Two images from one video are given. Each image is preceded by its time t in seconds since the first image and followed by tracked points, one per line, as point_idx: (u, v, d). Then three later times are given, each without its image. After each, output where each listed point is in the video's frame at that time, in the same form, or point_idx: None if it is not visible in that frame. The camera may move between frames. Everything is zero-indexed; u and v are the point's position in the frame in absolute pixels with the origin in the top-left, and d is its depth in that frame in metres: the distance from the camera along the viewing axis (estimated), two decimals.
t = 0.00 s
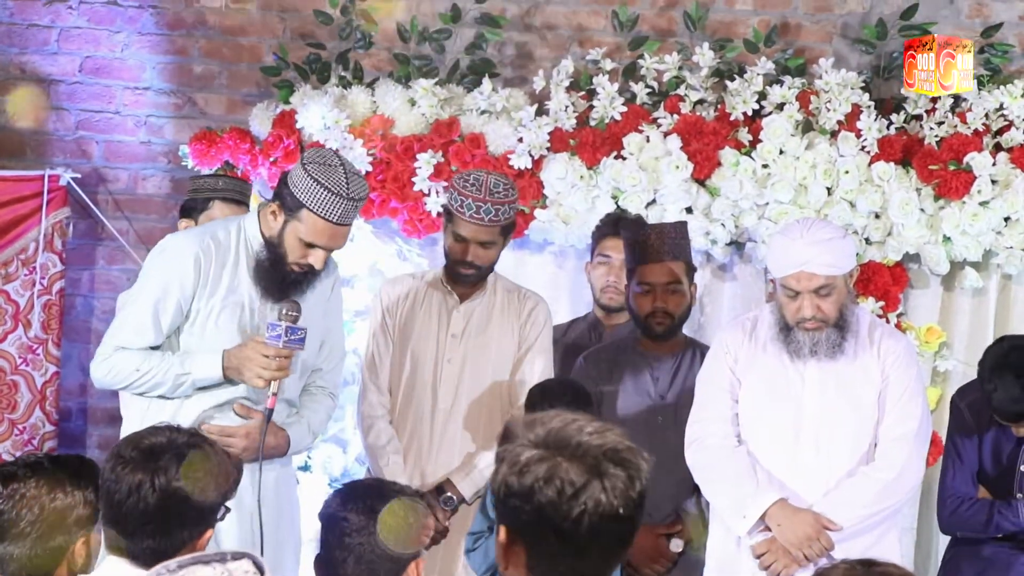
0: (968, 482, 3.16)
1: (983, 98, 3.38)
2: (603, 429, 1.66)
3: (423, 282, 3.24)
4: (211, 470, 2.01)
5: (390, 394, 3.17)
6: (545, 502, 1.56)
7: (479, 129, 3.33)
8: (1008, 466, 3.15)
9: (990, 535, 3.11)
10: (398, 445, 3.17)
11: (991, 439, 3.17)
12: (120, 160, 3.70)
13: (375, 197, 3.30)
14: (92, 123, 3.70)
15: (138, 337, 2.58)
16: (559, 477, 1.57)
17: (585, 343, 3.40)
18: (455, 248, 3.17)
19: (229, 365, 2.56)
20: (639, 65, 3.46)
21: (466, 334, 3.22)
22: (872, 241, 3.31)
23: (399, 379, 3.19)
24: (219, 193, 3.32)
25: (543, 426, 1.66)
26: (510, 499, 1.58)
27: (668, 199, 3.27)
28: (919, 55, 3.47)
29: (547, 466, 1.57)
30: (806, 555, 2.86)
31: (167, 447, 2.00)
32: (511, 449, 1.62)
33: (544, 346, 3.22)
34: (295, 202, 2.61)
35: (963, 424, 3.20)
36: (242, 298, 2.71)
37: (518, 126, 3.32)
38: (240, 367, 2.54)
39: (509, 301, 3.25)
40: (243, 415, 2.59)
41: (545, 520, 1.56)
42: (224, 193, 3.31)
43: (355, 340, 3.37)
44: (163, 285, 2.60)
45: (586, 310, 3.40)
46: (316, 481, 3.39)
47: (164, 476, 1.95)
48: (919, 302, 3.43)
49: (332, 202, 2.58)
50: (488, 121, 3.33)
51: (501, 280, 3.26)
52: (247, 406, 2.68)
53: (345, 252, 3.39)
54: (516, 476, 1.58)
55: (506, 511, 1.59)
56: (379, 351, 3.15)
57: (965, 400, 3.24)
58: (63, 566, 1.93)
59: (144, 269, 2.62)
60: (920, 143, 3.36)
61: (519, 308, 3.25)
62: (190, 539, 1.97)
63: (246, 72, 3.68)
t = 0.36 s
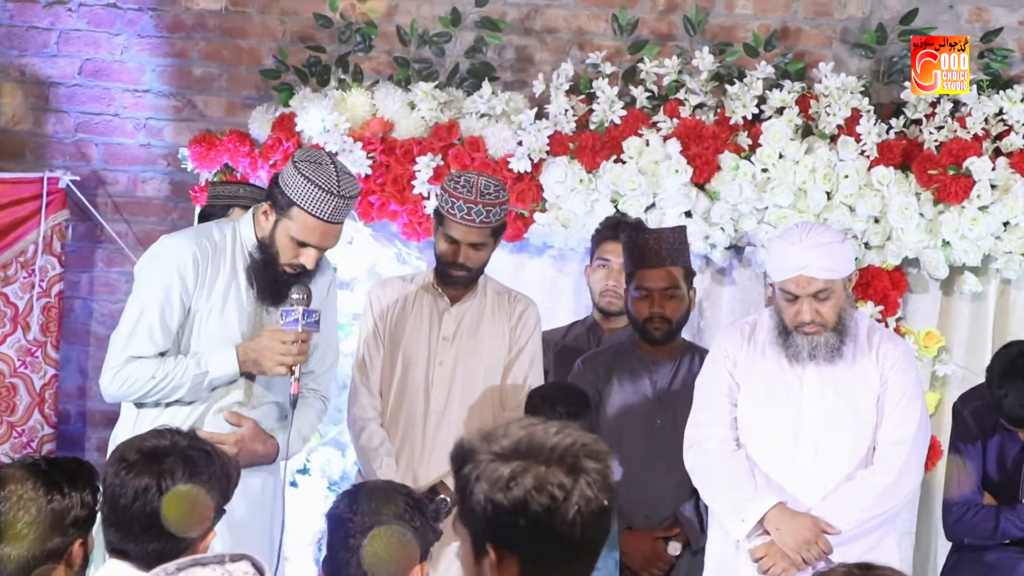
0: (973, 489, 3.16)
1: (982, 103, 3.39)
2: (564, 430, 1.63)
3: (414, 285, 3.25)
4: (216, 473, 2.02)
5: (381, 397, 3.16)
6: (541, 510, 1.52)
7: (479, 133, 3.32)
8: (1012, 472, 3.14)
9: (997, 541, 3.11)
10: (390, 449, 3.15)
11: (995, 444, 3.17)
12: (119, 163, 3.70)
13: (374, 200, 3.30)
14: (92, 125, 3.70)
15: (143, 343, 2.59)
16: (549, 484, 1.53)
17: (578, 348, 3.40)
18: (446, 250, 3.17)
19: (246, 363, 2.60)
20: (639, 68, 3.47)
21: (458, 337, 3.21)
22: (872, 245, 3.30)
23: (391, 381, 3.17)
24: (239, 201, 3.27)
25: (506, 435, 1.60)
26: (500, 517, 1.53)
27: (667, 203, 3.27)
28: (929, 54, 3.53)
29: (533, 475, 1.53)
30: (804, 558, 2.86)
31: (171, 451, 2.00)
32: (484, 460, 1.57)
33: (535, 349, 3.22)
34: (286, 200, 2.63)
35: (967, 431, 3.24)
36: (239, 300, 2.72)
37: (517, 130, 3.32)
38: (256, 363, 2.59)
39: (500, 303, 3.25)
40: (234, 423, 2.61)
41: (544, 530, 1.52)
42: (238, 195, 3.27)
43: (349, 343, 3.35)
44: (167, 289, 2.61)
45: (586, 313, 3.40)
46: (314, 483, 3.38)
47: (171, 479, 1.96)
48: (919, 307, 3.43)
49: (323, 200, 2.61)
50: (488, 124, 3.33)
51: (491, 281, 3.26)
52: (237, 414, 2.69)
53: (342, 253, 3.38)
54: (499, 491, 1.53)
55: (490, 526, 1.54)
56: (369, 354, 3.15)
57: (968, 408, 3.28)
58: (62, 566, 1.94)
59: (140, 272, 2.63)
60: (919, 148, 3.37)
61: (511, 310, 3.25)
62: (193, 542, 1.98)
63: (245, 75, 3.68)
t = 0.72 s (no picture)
0: (977, 493, 3.21)
1: (983, 106, 3.38)
2: (510, 438, 1.46)
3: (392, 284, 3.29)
4: (217, 477, 2.02)
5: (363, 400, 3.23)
6: (519, 527, 1.37)
7: (478, 136, 3.33)
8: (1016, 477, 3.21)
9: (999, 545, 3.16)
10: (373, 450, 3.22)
11: (997, 453, 3.24)
12: (120, 166, 3.70)
13: (375, 203, 3.30)
14: (92, 128, 3.70)
15: (141, 345, 2.66)
16: (525, 499, 1.38)
17: (576, 351, 3.37)
18: (424, 253, 3.21)
19: (242, 349, 2.67)
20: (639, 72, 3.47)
21: (438, 337, 3.26)
22: (871, 248, 3.31)
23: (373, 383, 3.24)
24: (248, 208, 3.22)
25: (465, 452, 1.42)
26: (476, 545, 1.36)
27: (667, 206, 3.27)
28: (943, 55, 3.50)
29: (511, 494, 1.38)
30: (803, 561, 2.86)
31: (171, 454, 2.00)
32: (450, 485, 1.37)
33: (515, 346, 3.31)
34: (274, 195, 2.71)
35: (969, 432, 3.27)
36: (230, 298, 2.78)
37: (517, 134, 3.32)
38: (253, 351, 2.65)
39: (478, 303, 3.30)
40: (221, 424, 2.61)
41: (525, 548, 1.39)
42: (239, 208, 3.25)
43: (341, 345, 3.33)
44: (161, 290, 2.67)
45: (573, 314, 3.37)
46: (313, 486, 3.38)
47: (171, 483, 1.96)
48: (919, 310, 3.42)
49: (311, 196, 2.69)
50: (487, 128, 3.33)
51: (469, 281, 3.31)
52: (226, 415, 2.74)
53: (338, 253, 3.37)
54: (474, 518, 1.35)
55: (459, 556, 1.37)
56: (348, 358, 3.24)
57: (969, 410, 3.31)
58: (61, 569, 1.94)
59: (127, 275, 2.69)
60: (919, 151, 3.38)
61: (489, 310, 3.31)
62: (193, 545, 2.01)
63: (245, 79, 3.68)
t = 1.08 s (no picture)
0: (973, 495, 3.19)
1: (985, 109, 3.39)
2: (473, 454, 1.49)
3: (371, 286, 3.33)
4: (213, 480, 2.02)
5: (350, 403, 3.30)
6: (466, 548, 1.40)
7: (482, 139, 3.32)
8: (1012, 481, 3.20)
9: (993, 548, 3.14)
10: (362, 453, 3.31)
11: (993, 456, 3.24)
12: (123, 170, 3.72)
13: (379, 207, 3.29)
14: (96, 132, 3.71)
15: (129, 343, 2.67)
16: (474, 518, 1.41)
17: (573, 354, 3.37)
18: (402, 255, 3.29)
19: (232, 341, 2.67)
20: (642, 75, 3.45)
21: (421, 340, 3.33)
22: (875, 252, 3.30)
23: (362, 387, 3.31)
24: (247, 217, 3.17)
25: (421, 463, 1.46)
26: (424, 561, 1.41)
27: (670, 209, 3.27)
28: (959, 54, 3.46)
29: (459, 512, 1.41)
30: (806, 563, 2.86)
31: (171, 459, 2.01)
32: (401, 500, 1.42)
33: (497, 344, 3.37)
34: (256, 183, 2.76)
35: (969, 437, 3.28)
36: (216, 291, 2.80)
37: (520, 137, 3.31)
38: (242, 342, 2.67)
39: (458, 304, 3.35)
40: (212, 422, 2.65)
41: (476, 567, 1.41)
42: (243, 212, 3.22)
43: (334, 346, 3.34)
44: (147, 286, 2.69)
45: (561, 316, 3.36)
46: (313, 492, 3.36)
47: (168, 486, 1.97)
48: (922, 313, 3.42)
49: (292, 182, 2.75)
50: (491, 131, 3.32)
51: (446, 281, 3.35)
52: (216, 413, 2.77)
53: (339, 258, 3.34)
54: (422, 536, 1.40)
55: None
56: (333, 361, 3.29)
57: (970, 414, 3.33)
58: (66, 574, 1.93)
59: (113, 275, 2.71)
60: (922, 154, 3.38)
61: (469, 310, 3.36)
62: (190, 548, 2.00)
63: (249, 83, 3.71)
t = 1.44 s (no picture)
0: (984, 501, 3.15)
1: (995, 113, 3.38)
2: (460, 458, 1.50)
3: (363, 288, 3.28)
4: (224, 484, 2.04)
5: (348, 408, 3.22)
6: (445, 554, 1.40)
7: (491, 144, 3.32)
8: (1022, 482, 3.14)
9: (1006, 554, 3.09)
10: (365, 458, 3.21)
11: (1004, 458, 3.17)
12: (133, 174, 3.73)
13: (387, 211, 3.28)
14: (106, 137, 3.72)
15: (122, 342, 2.63)
16: (455, 522, 1.41)
17: (581, 358, 3.36)
18: (397, 264, 3.24)
19: (226, 334, 2.62)
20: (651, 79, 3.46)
21: (417, 343, 3.28)
22: (884, 256, 3.30)
23: (359, 392, 3.23)
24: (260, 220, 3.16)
25: (404, 467, 1.47)
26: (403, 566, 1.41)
27: (679, 214, 3.27)
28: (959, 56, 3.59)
29: (438, 518, 1.41)
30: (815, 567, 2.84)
31: (183, 461, 2.01)
32: (385, 502, 1.43)
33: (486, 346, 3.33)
34: (240, 173, 2.72)
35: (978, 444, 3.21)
36: (208, 289, 2.76)
37: (529, 141, 3.32)
38: (238, 333, 2.61)
39: (448, 304, 3.31)
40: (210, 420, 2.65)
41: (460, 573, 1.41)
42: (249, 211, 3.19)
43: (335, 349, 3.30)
44: (136, 285, 2.66)
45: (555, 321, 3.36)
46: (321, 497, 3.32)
47: (181, 490, 1.97)
48: (932, 317, 3.42)
49: (276, 167, 2.71)
50: (500, 135, 3.33)
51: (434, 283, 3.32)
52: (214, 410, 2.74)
53: (348, 263, 3.31)
54: (401, 541, 1.40)
55: None
56: (330, 366, 3.21)
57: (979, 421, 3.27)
58: None
59: (103, 277, 2.68)
60: (932, 158, 3.36)
61: (460, 311, 3.32)
62: (202, 551, 2.00)
63: (258, 87, 3.74)
